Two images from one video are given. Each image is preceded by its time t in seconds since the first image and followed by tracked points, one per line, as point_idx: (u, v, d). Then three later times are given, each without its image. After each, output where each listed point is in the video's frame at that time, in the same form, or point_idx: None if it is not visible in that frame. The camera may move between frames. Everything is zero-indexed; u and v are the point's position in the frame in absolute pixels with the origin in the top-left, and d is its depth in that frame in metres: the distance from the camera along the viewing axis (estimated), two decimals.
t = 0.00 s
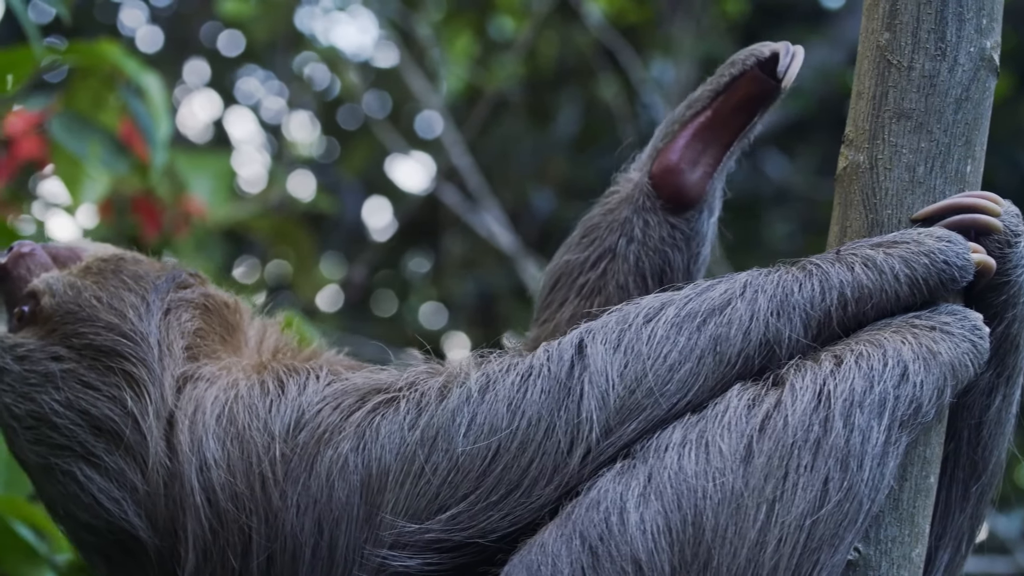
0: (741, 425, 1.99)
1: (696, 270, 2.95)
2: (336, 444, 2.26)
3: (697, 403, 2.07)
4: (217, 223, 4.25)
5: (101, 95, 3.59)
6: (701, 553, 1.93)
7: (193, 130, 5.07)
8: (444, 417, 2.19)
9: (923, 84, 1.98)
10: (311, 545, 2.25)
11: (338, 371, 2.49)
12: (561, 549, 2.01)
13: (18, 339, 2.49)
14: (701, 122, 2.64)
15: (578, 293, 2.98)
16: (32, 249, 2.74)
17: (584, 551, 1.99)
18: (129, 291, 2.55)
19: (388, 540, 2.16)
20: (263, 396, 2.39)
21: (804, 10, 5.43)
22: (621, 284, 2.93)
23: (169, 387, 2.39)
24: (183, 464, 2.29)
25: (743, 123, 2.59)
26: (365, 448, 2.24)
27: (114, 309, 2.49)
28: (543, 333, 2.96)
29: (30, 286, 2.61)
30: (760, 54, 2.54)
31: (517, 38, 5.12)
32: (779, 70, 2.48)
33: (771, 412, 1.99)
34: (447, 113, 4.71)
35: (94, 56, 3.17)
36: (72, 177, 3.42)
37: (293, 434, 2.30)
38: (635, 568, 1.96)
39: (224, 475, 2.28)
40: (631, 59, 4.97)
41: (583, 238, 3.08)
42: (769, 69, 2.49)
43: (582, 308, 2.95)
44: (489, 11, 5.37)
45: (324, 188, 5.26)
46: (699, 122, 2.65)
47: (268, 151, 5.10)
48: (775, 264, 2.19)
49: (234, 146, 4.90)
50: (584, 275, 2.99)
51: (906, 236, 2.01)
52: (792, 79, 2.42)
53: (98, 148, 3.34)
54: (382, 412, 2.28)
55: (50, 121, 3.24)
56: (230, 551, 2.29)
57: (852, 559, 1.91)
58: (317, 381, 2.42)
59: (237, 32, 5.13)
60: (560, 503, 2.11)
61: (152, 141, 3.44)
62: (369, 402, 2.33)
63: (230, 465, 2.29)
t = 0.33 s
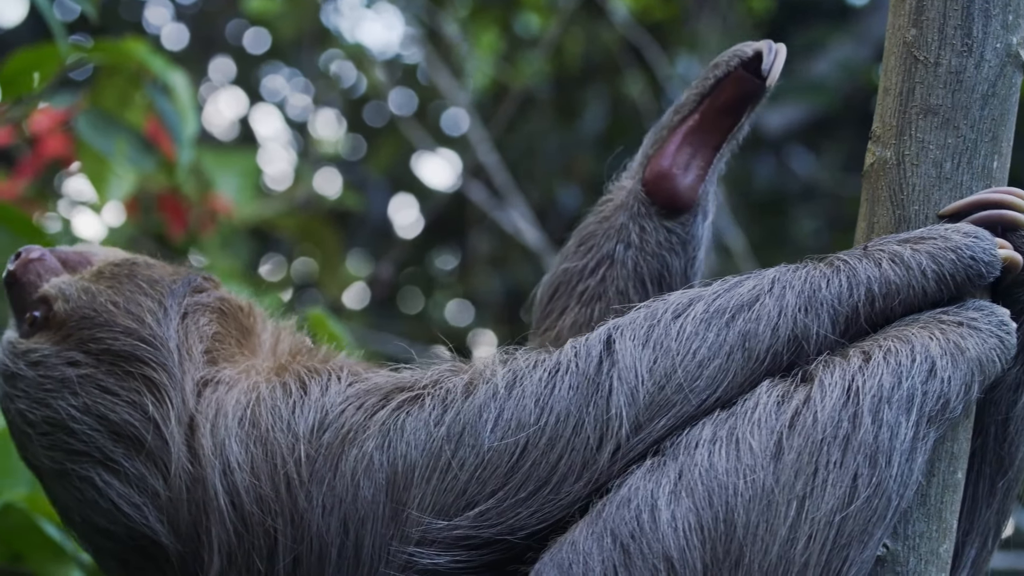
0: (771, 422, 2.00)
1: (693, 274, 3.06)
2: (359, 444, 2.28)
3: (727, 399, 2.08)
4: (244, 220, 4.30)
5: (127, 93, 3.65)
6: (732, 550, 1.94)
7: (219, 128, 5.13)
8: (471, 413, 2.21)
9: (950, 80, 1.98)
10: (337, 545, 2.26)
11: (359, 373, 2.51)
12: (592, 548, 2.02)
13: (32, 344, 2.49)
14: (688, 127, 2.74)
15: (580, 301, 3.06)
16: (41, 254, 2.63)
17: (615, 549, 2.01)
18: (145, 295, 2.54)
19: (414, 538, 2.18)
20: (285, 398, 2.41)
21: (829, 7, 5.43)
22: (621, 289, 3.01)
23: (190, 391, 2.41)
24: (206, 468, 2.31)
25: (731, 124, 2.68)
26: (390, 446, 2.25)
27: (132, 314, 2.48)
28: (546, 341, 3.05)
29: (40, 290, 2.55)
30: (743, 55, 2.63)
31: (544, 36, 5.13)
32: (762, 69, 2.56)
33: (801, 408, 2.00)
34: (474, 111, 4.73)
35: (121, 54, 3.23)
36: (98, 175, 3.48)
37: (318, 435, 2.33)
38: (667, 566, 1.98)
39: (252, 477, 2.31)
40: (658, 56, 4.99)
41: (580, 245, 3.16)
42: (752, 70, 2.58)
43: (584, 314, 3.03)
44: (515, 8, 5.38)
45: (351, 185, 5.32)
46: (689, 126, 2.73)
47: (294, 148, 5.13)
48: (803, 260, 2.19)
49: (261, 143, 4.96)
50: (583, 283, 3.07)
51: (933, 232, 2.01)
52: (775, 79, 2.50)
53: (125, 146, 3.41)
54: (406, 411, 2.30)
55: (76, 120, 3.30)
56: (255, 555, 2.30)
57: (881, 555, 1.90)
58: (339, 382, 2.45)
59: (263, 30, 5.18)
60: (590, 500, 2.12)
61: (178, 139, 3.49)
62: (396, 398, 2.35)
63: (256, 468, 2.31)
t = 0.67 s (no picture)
0: (796, 414, 2.01)
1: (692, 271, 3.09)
2: (381, 442, 2.29)
3: (752, 392, 2.09)
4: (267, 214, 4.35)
5: (149, 87, 3.65)
6: (760, 543, 1.94)
7: (242, 122, 5.14)
8: (495, 408, 2.23)
9: (972, 71, 1.99)
10: (360, 543, 2.28)
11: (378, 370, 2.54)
12: (618, 541, 2.03)
13: (44, 344, 2.48)
14: (681, 126, 2.81)
15: (581, 301, 3.07)
16: (49, 253, 2.61)
17: (642, 542, 2.02)
18: (158, 295, 2.52)
19: (439, 535, 2.19)
20: (305, 396, 2.44)
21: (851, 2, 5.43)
22: (621, 289, 3.03)
23: (207, 391, 2.41)
24: (225, 469, 2.31)
25: (722, 121, 2.76)
26: (412, 443, 2.27)
27: (147, 314, 2.46)
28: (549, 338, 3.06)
29: (50, 290, 2.53)
30: (730, 51, 2.71)
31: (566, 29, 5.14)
32: (751, 65, 2.64)
33: (826, 400, 2.00)
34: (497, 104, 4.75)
35: (144, 47, 3.24)
36: (122, 168, 3.58)
37: (338, 434, 2.35)
38: (694, 559, 1.98)
39: (270, 479, 2.31)
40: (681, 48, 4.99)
41: (577, 249, 3.18)
42: (741, 66, 2.67)
43: (585, 315, 3.04)
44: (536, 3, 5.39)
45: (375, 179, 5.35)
46: (681, 126, 2.81)
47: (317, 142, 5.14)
48: (826, 253, 2.20)
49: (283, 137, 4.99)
50: (583, 284, 3.09)
51: (956, 224, 2.02)
52: (765, 72, 2.58)
53: (148, 140, 3.43)
54: (430, 406, 2.32)
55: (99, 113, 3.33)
56: (280, 554, 2.32)
57: (905, 546, 1.92)
58: (358, 380, 2.48)
59: (285, 23, 5.18)
60: (616, 493, 2.13)
61: (201, 132, 3.50)
62: (419, 393, 2.37)
63: (275, 469, 2.32)
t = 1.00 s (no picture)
0: (819, 410, 2.01)
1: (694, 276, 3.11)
2: (400, 439, 2.31)
3: (774, 388, 2.10)
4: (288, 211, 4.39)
5: (170, 85, 3.68)
6: (784, 539, 1.95)
7: (262, 119, 5.17)
8: (516, 403, 2.24)
9: (993, 67, 1.99)
10: (381, 541, 2.30)
11: (395, 367, 2.55)
12: (642, 538, 2.05)
13: (57, 346, 2.50)
14: (679, 126, 2.84)
15: (586, 301, 3.05)
16: (60, 253, 2.63)
17: (666, 539, 2.03)
18: (172, 295, 2.54)
19: (460, 533, 2.21)
20: (323, 396, 2.46)
21: None
22: (627, 289, 3.03)
23: (223, 392, 2.43)
24: (243, 469, 2.34)
25: (720, 120, 2.78)
26: (432, 438, 2.29)
27: (161, 315, 2.48)
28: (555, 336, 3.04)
29: (64, 290, 2.55)
30: (726, 50, 2.74)
31: (586, 25, 5.15)
32: (746, 63, 2.67)
33: (848, 396, 2.00)
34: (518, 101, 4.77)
35: (166, 44, 3.27)
36: (144, 166, 3.63)
37: (358, 431, 2.37)
38: (718, 556, 1.99)
39: (290, 478, 2.34)
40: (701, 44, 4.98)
41: (580, 251, 3.17)
42: (737, 64, 2.69)
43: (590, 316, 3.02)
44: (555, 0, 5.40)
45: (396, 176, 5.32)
46: (678, 126, 2.84)
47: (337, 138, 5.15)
48: (847, 248, 2.21)
49: (304, 134, 5.02)
50: (588, 285, 3.08)
51: (978, 220, 2.03)
52: (760, 69, 2.60)
53: (169, 138, 3.47)
54: (451, 402, 2.34)
55: (121, 110, 3.37)
56: (298, 553, 2.34)
57: (927, 542, 1.92)
58: (375, 378, 2.50)
59: (306, 21, 5.23)
60: (638, 489, 2.15)
61: (222, 129, 3.52)
62: (440, 389, 2.39)
63: (295, 469, 2.35)
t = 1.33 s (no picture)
0: (835, 411, 2.02)
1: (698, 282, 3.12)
2: (413, 438, 2.33)
3: (790, 388, 2.11)
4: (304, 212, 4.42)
5: (187, 86, 3.66)
6: (801, 540, 1.96)
7: (278, 121, 5.20)
8: (529, 398, 2.26)
9: (1009, 68, 2.00)
10: (394, 541, 2.31)
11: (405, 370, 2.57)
12: (660, 539, 2.06)
13: (67, 352, 2.52)
14: (678, 135, 2.85)
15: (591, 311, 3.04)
16: (73, 261, 2.66)
17: (683, 540, 2.03)
18: (182, 302, 2.57)
19: (474, 532, 2.22)
20: (335, 399, 2.48)
21: None
22: (630, 298, 3.03)
23: (231, 398, 2.46)
24: (253, 475, 2.37)
25: (718, 128, 2.80)
26: (446, 436, 2.30)
27: (170, 321, 2.51)
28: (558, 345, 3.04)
29: (74, 297, 2.57)
30: (722, 57, 2.79)
31: (602, 27, 5.16)
32: (743, 70, 2.71)
33: (865, 397, 2.01)
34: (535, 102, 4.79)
35: (182, 45, 3.28)
36: (160, 167, 3.67)
37: (371, 433, 2.39)
38: (736, 557, 1.99)
39: (302, 481, 2.37)
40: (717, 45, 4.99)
41: (582, 262, 3.17)
42: (733, 70, 2.72)
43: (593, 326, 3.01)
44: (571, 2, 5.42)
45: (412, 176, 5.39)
46: (677, 135, 2.86)
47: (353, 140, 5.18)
48: (864, 248, 2.21)
49: (320, 135, 5.06)
50: (591, 295, 3.07)
51: (994, 221, 2.04)
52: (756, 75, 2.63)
53: (185, 139, 3.49)
54: (463, 400, 2.35)
55: (137, 112, 3.39)
56: (311, 557, 2.37)
57: (944, 542, 1.93)
58: (387, 380, 2.51)
59: (322, 22, 5.25)
60: (654, 489, 2.16)
61: (239, 131, 3.52)
62: (453, 387, 2.41)
63: (307, 473, 2.38)
